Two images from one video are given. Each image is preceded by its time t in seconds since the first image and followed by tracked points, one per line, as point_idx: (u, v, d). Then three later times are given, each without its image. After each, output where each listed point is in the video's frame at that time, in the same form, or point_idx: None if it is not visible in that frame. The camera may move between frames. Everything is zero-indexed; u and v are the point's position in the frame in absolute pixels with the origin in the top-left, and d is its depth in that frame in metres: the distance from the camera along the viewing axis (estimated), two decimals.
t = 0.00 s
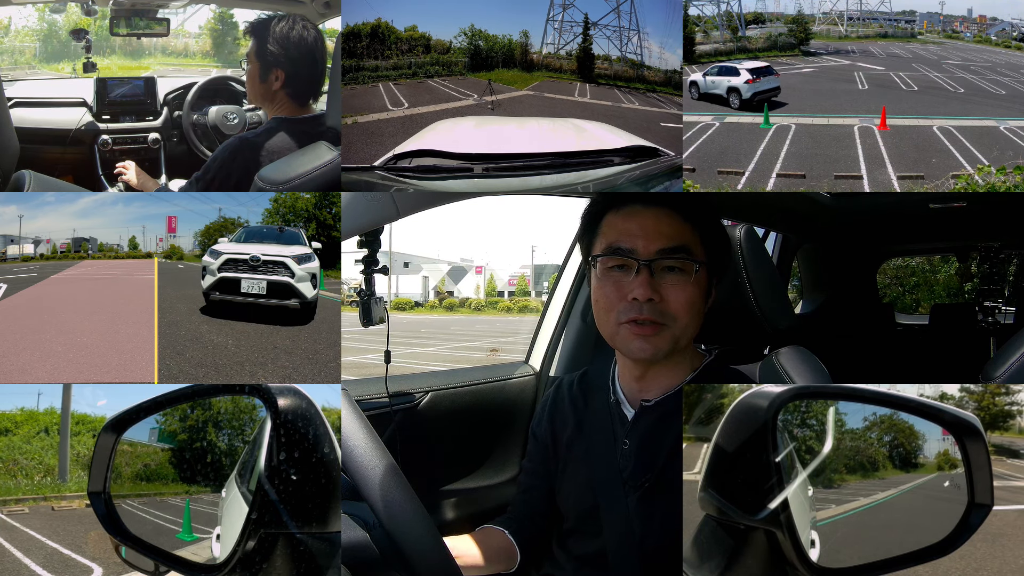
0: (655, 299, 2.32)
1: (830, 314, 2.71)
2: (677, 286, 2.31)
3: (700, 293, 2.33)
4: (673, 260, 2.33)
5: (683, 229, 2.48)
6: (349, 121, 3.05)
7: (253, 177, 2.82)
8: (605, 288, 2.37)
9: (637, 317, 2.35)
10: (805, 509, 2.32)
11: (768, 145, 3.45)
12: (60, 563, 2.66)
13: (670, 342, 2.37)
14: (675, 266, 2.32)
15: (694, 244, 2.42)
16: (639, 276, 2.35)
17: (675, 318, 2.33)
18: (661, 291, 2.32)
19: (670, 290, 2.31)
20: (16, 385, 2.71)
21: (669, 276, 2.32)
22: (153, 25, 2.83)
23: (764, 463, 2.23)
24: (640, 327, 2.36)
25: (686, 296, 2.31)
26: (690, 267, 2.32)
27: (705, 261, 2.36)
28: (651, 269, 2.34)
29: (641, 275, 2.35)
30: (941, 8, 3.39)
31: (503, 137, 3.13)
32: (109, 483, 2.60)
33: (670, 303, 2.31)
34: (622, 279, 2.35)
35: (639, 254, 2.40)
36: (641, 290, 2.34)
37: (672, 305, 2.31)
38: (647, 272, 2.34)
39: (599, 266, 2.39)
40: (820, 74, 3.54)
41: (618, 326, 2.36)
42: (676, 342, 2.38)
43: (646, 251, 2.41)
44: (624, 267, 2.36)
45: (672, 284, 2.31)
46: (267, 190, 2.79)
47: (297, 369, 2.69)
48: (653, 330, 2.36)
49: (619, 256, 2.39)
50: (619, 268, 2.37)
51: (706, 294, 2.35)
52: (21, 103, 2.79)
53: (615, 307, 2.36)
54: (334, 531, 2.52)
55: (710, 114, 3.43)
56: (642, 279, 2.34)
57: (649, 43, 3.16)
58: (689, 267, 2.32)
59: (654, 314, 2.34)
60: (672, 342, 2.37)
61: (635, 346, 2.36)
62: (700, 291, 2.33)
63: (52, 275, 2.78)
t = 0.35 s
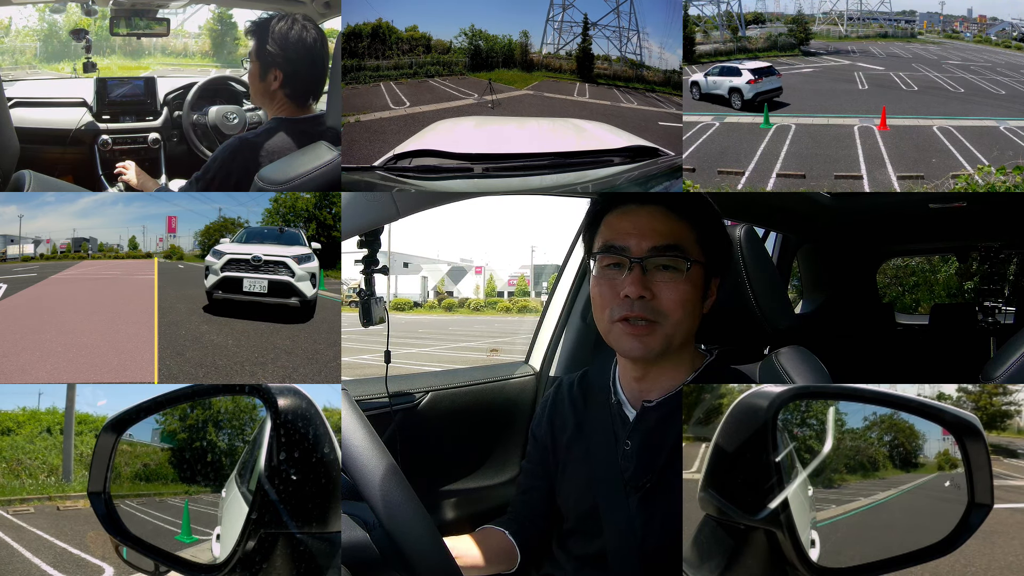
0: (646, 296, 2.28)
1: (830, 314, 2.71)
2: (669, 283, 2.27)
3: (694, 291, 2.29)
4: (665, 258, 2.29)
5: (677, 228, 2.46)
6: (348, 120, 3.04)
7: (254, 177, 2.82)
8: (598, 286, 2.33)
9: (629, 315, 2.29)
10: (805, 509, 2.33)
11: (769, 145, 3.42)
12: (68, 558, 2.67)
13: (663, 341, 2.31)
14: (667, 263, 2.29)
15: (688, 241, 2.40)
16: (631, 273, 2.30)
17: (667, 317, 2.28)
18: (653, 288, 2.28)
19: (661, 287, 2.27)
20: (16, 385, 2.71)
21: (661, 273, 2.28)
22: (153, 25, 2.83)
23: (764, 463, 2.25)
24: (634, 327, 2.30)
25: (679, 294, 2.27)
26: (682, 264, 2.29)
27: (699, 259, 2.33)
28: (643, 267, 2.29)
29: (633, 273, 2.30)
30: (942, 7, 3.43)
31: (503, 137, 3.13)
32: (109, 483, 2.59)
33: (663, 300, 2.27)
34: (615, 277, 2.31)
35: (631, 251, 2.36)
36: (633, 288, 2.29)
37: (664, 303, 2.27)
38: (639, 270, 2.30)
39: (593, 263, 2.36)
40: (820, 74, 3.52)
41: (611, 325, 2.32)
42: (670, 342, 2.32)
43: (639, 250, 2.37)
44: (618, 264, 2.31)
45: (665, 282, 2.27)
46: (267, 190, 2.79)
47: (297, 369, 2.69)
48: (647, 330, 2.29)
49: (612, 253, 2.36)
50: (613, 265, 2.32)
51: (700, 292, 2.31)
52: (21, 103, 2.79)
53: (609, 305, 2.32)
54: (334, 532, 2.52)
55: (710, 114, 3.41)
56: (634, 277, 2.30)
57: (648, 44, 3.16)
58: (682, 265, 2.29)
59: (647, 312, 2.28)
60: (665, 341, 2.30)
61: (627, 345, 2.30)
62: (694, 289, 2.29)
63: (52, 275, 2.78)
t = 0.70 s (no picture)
0: (654, 302, 2.30)
1: (830, 314, 2.71)
2: (674, 287, 2.28)
3: (699, 296, 2.30)
4: (671, 262, 2.31)
5: (681, 229, 2.47)
6: (354, 118, 3.08)
7: (254, 176, 2.82)
8: (603, 290, 2.35)
9: (636, 321, 2.31)
10: (805, 509, 2.34)
11: (768, 146, 3.43)
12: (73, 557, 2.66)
13: (670, 345, 2.33)
14: (674, 267, 2.30)
15: (692, 244, 2.40)
16: (637, 278, 2.34)
17: (674, 321, 2.30)
18: (659, 293, 2.30)
19: (668, 292, 2.28)
20: (15, 385, 2.70)
21: (666, 277, 2.30)
22: (153, 26, 2.83)
23: (763, 463, 2.26)
24: (641, 332, 2.32)
25: (684, 298, 2.28)
26: (688, 268, 2.29)
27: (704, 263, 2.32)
28: (649, 271, 2.32)
29: (639, 278, 2.33)
30: (942, 8, 3.39)
31: (503, 137, 3.12)
32: (109, 483, 2.60)
33: (669, 305, 2.28)
34: (620, 281, 2.33)
35: (637, 256, 2.39)
36: (640, 292, 2.32)
37: (669, 307, 2.28)
38: (645, 274, 2.33)
39: (598, 268, 2.37)
40: (820, 74, 3.55)
41: (618, 330, 2.33)
42: (676, 345, 2.34)
43: (645, 254, 2.40)
44: (624, 268, 2.34)
45: (670, 287, 2.29)
46: (267, 190, 2.79)
47: (297, 369, 2.69)
48: (653, 334, 2.32)
49: (617, 258, 2.38)
50: (618, 270, 2.35)
51: (706, 297, 2.32)
52: (21, 103, 2.79)
53: (615, 309, 2.33)
54: (334, 532, 2.52)
55: (710, 114, 3.44)
56: (641, 281, 2.33)
57: (648, 44, 3.16)
58: (688, 269, 2.30)
59: (652, 316, 2.30)
60: (672, 344, 2.33)
61: (633, 348, 2.32)
62: (700, 293, 2.30)
63: (52, 275, 2.78)
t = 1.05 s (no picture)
0: (657, 301, 2.29)
1: (829, 315, 2.70)
2: (677, 286, 2.28)
3: (702, 294, 2.31)
4: (674, 261, 2.30)
5: (683, 230, 2.47)
6: (354, 116, 3.09)
7: (254, 176, 2.82)
8: (606, 289, 2.34)
9: (640, 320, 2.30)
10: (806, 509, 2.34)
11: (769, 144, 3.46)
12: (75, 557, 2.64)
13: (672, 344, 2.35)
14: (677, 266, 2.29)
15: (694, 242, 2.42)
16: (640, 277, 2.32)
17: (677, 319, 2.30)
18: (662, 292, 2.29)
19: (671, 290, 2.28)
20: (15, 385, 2.70)
21: (669, 277, 2.29)
22: (153, 26, 2.83)
23: (763, 463, 2.26)
24: (645, 331, 2.32)
25: (687, 297, 2.28)
26: (691, 268, 2.29)
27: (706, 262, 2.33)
28: (653, 270, 2.31)
29: (643, 277, 2.32)
30: (942, 8, 3.37)
31: (503, 137, 3.12)
32: (109, 483, 2.62)
33: (672, 304, 2.28)
34: (623, 280, 2.33)
35: (640, 255, 2.38)
36: (643, 292, 2.31)
37: (672, 306, 2.28)
38: (648, 273, 2.32)
39: (600, 267, 2.36)
40: (819, 75, 3.56)
41: (621, 329, 2.31)
42: (678, 344, 2.37)
43: (648, 253, 2.39)
44: (627, 267, 2.34)
45: (673, 286, 2.28)
46: (267, 190, 2.79)
47: (297, 369, 2.69)
48: (656, 333, 2.32)
49: (620, 257, 2.37)
50: (621, 269, 2.35)
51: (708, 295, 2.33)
52: (21, 104, 2.79)
53: (618, 309, 2.32)
54: (334, 532, 2.51)
55: (710, 114, 3.46)
56: (645, 281, 2.31)
57: (648, 44, 3.14)
58: (690, 268, 2.29)
59: (655, 315, 2.29)
60: (673, 343, 2.36)
61: (636, 348, 2.33)
62: (702, 292, 2.30)
63: (53, 275, 2.78)
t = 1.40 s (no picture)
0: (659, 300, 2.32)
1: (829, 315, 2.69)
2: (680, 286, 2.31)
3: (704, 294, 2.34)
4: (677, 261, 2.33)
5: (686, 229, 2.47)
6: (359, 116, 3.07)
7: (254, 176, 2.83)
8: (609, 288, 2.36)
9: (642, 319, 2.34)
10: (805, 508, 2.35)
11: (769, 144, 3.44)
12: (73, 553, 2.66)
13: (674, 344, 2.39)
14: (679, 265, 2.32)
15: (696, 242, 2.42)
16: (643, 276, 2.35)
17: (679, 319, 2.33)
18: (665, 291, 2.32)
19: (673, 290, 2.31)
20: (15, 385, 2.70)
21: (672, 276, 2.32)
22: (153, 26, 2.83)
23: (763, 463, 2.24)
24: (647, 330, 2.36)
25: (689, 297, 2.31)
26: (693, 268, 2.32)
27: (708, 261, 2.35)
28: (655, 270, 2.34)
29: (645, 276, 2.35)
30: (941, 8, 3.37)
31: (503, 137, 3.11)
32: (109, 482, 2.60)
33: (674, 303, 2.31)
34: (626, 279, 2.35)
35: (643, 255, 2.40)
36: (646, 291, 2.33)
37: (673, 305, 2.32)
38: (651, 273, 2.34)
39: (602, 266, 2.38)
40: (820, 74, 3.57)
41: (623, 329, 2.35)
42: (680, 343, 2.40)
43: (651, 253, 2.41)
44: (630, 267, 2.35)
45: (675, 286, 2.31)
46: (267, 189, 2.80)
47: (298, 369, 2.69)
48: (659, 332, 2.36)
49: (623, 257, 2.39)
50: (624, 268, 2.36)
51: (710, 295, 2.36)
52: (21, 104, 2.79)
53: (620, 309, 2.34)
54: (334, 531, 2.52)
55: (710, 114, 3.45)
56: (647, 280, 2.34)
57: (648, 43, 3.14)
58: (692, 267, 2.32)
59: (655, 314, 2.33)
60: (675, 342, 2.39)
61: (637, 347, 2.37)
62: (705, 292, 2.33)
63: (53, 275, 2.78)
